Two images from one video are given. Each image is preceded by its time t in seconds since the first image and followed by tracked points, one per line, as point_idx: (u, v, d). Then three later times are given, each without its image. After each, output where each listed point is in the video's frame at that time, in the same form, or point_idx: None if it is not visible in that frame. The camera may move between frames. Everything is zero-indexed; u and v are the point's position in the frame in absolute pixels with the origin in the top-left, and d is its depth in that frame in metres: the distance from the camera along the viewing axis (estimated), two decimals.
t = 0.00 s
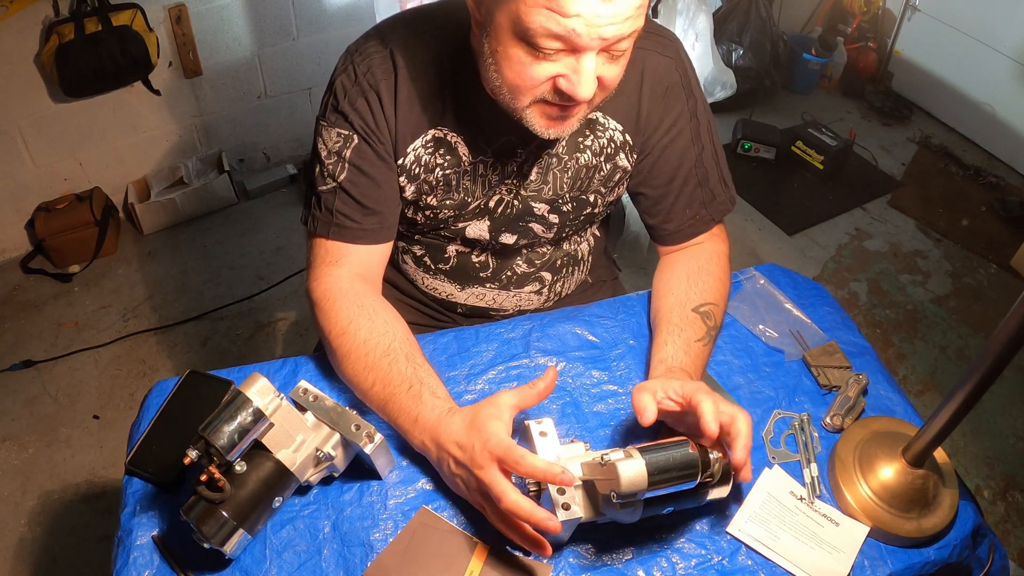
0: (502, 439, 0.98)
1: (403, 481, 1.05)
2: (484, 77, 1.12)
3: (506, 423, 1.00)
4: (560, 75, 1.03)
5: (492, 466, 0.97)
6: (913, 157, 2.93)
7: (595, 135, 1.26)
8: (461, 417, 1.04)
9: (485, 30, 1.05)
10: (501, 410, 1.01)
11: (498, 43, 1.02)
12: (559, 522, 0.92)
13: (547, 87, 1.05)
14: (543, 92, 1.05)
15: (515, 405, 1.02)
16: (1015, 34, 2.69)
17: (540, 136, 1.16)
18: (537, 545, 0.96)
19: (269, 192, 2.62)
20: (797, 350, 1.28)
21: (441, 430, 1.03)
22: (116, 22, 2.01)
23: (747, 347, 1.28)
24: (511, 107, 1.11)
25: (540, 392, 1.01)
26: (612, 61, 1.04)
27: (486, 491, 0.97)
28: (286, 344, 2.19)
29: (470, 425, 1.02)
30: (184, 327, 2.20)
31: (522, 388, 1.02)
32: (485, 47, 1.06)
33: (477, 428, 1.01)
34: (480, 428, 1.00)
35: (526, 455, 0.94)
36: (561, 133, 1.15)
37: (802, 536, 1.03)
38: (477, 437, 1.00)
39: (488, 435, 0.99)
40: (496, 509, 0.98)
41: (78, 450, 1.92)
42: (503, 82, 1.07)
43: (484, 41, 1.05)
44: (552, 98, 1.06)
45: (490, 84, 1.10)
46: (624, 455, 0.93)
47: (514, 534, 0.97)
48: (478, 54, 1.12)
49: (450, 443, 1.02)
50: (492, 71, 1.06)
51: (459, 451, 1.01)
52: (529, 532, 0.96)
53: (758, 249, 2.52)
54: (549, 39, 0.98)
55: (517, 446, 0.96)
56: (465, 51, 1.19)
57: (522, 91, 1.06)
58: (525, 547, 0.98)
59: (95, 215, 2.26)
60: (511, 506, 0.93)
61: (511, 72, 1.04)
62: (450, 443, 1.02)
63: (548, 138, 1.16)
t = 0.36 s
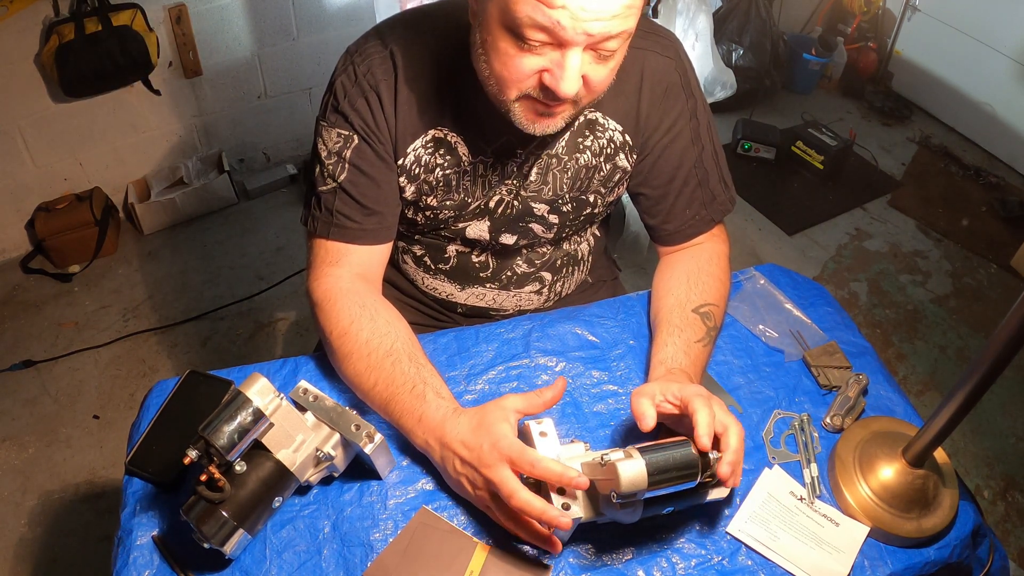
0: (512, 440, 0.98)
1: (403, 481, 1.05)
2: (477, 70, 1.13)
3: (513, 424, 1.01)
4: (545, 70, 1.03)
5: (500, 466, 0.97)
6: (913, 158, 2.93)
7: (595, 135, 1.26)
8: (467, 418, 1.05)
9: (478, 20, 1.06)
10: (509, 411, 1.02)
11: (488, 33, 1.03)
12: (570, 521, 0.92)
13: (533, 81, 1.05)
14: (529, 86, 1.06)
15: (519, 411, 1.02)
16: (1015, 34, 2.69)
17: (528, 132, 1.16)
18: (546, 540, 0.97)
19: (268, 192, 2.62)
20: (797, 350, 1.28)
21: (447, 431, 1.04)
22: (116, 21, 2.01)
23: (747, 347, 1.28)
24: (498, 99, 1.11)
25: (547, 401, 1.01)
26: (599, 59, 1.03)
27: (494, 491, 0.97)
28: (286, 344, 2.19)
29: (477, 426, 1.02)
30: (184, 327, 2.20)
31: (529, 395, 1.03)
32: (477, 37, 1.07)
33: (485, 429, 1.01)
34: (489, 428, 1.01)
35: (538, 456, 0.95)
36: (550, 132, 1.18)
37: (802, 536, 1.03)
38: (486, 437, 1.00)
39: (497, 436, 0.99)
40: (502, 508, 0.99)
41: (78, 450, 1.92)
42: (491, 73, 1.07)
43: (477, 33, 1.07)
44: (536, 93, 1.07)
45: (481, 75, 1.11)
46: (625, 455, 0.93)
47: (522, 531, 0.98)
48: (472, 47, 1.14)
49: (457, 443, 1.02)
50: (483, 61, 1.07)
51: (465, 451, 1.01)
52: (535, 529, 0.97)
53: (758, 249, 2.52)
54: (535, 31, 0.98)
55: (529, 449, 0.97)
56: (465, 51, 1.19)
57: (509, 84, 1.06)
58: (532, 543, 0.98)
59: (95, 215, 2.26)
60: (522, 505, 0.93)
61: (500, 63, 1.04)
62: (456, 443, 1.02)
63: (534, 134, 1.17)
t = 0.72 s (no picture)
0: (511, 437, 0.98)
1: (403, 481, 1.05)
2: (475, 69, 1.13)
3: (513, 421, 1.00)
4: (543, 64, 1.03)
5: (499, 462, 0.97)
6: (913, 158, 2.93)
7: (594, 135, 1.26)
8: (467, 416, 1.05)
9: (477, 17, 1.06)
10: (509, 408, 1.02)
11: (487, 28, 1.04)
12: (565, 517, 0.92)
13: (531, 77, 1.05)
14: (527, 83, 1.06)
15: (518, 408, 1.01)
16: (1015, 34, 2.69)
17: (532, 133, 1.16)
18: (543, 538, 0.96)
19: (268, 192, 2.62)
20: (797, 350, 1.28)
21: (446, 429, 1.04)
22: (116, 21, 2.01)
23: (747, 347, 1.28)
24: (497, 97, 1.11)
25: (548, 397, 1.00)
26: (598, 54, 1.03)
27: (492, 487, 0.97)
28: (286, 344, 2.19)
29: (476, 423, 1.02)
30: (184, 327, 2.20)
31: (530, 394, 1.02)
32: (476, 33, 1.07)
33: (484, 426, 1.01)
34: (488, 425, 1.01)
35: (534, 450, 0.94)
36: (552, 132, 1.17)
37: (802, 536, 1.03)
38: (484, 434, 1.00)
39: (496, 432, 0.99)
40: (500, 504, 0.98)
41: (78, 450, 1.92)
42: (490, 70, 1.07)
43: (475, 29, 1.07)
44: (535, 90, 1.06)
45: (479, 74, 1.12)
46: (624, 455, 0.93)
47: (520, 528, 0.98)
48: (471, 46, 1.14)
49: (456, 440, 1.02)
50: (480, 58, 1.08)
51: (465, 449, 1.01)
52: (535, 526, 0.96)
53: (758, 249, 2.52)
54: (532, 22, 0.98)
55: (526, 445, 0.96)
56: (465, 52, 1.19)
57: (507, 81, 1.06)
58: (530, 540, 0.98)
59: (95, 215, 2.26)
60: (518, 499, 0.93)
61: (497, 58, 1.05)
62: (456, 441, 1.02)
63: (532, 132, 1.15)
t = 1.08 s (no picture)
0: (516, 440, 0.99)
1: (403, 481, 1.05)
2: (474, 65, 1.14)
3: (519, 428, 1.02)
4: (541, 60, 1.03)
5: (506, 466, 0.98)
6: (913, 158, 2.93)
7: (595, 135, 1.26)
8: (470, 417, 1.05)
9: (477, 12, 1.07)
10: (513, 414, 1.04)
11: (486, 23, 1.04)
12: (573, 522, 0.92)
13: (528, 72, 1.05)
14: (524, 78, 1.06)
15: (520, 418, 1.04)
16: (1015, 34, 2.69)
17: (524, 129, 1.16)
18: (548, 541, 0.98)
19: (268, 192, 2.62)
20: (797, 350, 1.28)
21: (448, 429, 1.04)
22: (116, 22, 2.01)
23: (747, 347, 1.28)
24: (494, 92, 1.11)
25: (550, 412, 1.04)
26: (597, 51, 1.03)
27: (500, 490, 0.98)
28: (286, 344, 2.19)
29: (481, 425, 1.03)
30: (184, 327, 2.20)
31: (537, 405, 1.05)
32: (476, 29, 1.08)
33: (490, 428, 1.02)
34: (493, 429, 1.02)
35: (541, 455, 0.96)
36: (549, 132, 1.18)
37: (802, 535, 1.03)
38: (490, 437, 1.01)
39: (502, 436, 1.00)
40: (506, 507, 0.99)
41: (78, 450, 1.92)
42: (488, 65, 1.07)
43: (476, 24, 1.08)
44: (532, 85, 1.07)
45: (477, 68, 1.12)
46: (625, 455, 0.93)
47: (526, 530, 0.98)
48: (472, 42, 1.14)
49: (459, 442, 1.02)
50: (479, 53, 1.08)
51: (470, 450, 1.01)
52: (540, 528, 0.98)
53: (758, 249, 2.52)
54: (532, 17, 0.97)
55: (533, 449, 0.97)
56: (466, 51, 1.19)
57: (504, 75, 1.06)
58: (534, 542, 0.99)
59: (95, 215, 2.26)
60: (527, 503, 0.94)
61: (496, 53, 1.05)
62: (458, 442, 1.02)
63: (528, 131, 1.16)
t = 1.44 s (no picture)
0: (513, 434, 0.99)
1: (403, 481, 1.05)
2: (479, 72, 1.12)
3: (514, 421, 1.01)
4: (550, 69, 1.03)
5: (500, 458, 0.97)
6: (913, 158, 2.93)
7: (595, 135, 1.26)
8: (470, 414, 1.05)
9: (480, 21, 1.05)
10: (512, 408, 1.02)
11: (492, 34, 1.03)
12: (562, 512, 0.90)
13: (538, 81, 1.05)
14: (534, 86, 1.06)
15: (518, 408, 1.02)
16: (1015, 34, 2.69)
17: (533, 134, 1.16)
18: (542, 536, 0.95)
19: (268, 192, 2.62)
20: (797, 350, 1.28)
21: (449, 426, 1.04)
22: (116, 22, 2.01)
23: (747, 347, 1.28)
24: (502, 101, 1.11)
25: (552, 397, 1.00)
26: (604, 58, 1.03)
27: (495, 484, 0.97)
28: (286, 344, 2.19)
29: (480, 422, 1.03)
30: (184, 327, 2.20)
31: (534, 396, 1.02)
32: (480, 38, 1.07)
33: (488, 423, 1.01)
34: (491, 424, 1.01)
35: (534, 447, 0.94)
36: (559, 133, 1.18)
37: (802, 535, 1.03)
38: (487, 432, 1.00)
39: (499, 430, 1.00)
40: (501, 502, 0.98)
41: (78, 450, 1.92)
42: (495, 74, 1.07)
43: (480, 33, 1.06)
44: (542, 93, 1.06)
45: (483, 77, 1.11)
46: (625, 455, 0.93)
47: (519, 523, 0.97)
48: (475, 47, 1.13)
49: (459, 438, 1.02)
50: (486, 62, 1.07)
51: (468, 445, 1.01)
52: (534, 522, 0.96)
53: (758, 249, 2.52)
54: (541, 29, 0.97)
55: (525, 441, 0.97)
56: (466, 51, 1.19)
57: (513, 85, 1.06)
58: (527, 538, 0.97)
59: (95, 215, 2.26)
60: (518, 493, 0.92)
61: (504, 63, 1.04)
62: (459, 439, 1.02)
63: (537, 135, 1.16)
